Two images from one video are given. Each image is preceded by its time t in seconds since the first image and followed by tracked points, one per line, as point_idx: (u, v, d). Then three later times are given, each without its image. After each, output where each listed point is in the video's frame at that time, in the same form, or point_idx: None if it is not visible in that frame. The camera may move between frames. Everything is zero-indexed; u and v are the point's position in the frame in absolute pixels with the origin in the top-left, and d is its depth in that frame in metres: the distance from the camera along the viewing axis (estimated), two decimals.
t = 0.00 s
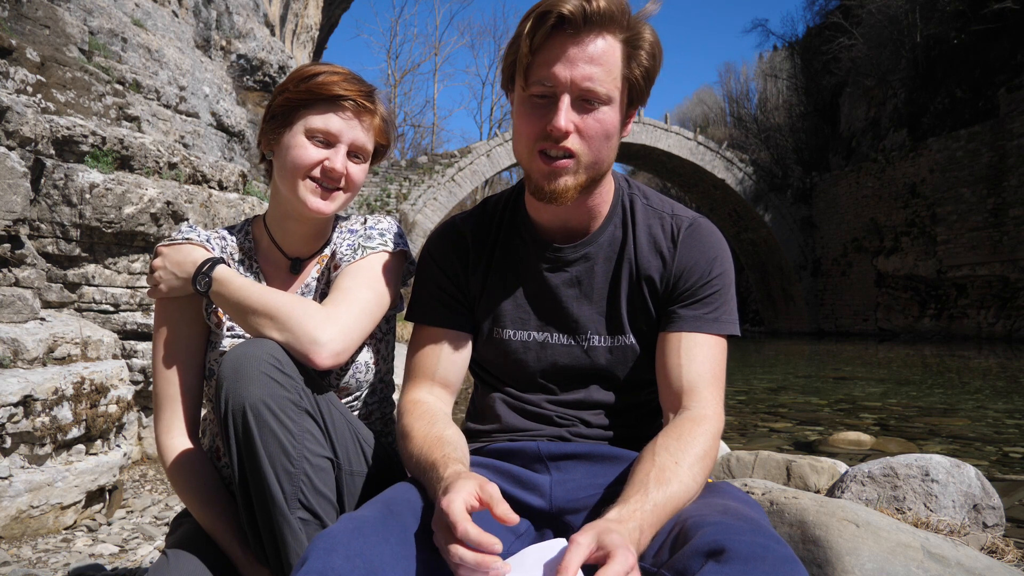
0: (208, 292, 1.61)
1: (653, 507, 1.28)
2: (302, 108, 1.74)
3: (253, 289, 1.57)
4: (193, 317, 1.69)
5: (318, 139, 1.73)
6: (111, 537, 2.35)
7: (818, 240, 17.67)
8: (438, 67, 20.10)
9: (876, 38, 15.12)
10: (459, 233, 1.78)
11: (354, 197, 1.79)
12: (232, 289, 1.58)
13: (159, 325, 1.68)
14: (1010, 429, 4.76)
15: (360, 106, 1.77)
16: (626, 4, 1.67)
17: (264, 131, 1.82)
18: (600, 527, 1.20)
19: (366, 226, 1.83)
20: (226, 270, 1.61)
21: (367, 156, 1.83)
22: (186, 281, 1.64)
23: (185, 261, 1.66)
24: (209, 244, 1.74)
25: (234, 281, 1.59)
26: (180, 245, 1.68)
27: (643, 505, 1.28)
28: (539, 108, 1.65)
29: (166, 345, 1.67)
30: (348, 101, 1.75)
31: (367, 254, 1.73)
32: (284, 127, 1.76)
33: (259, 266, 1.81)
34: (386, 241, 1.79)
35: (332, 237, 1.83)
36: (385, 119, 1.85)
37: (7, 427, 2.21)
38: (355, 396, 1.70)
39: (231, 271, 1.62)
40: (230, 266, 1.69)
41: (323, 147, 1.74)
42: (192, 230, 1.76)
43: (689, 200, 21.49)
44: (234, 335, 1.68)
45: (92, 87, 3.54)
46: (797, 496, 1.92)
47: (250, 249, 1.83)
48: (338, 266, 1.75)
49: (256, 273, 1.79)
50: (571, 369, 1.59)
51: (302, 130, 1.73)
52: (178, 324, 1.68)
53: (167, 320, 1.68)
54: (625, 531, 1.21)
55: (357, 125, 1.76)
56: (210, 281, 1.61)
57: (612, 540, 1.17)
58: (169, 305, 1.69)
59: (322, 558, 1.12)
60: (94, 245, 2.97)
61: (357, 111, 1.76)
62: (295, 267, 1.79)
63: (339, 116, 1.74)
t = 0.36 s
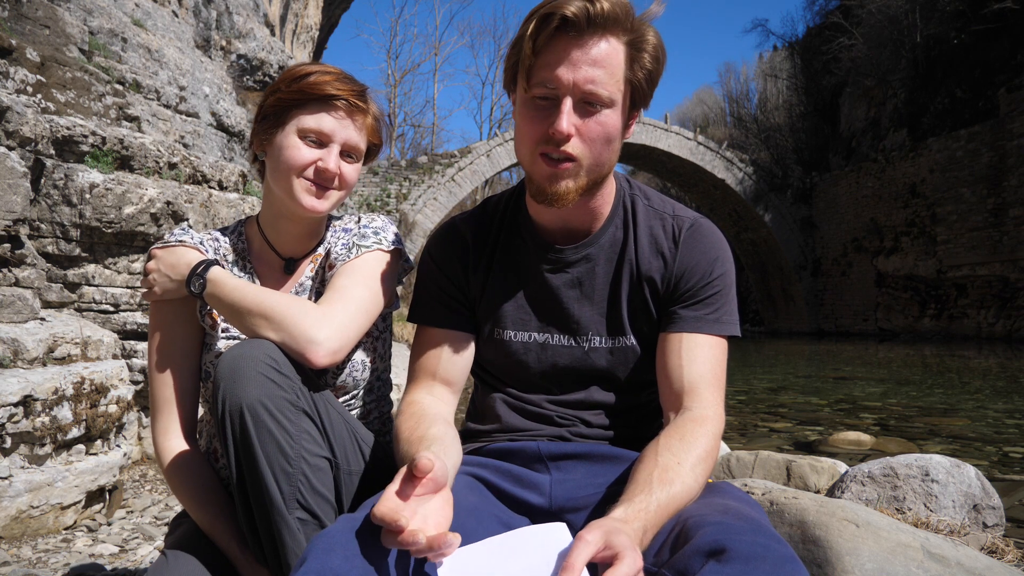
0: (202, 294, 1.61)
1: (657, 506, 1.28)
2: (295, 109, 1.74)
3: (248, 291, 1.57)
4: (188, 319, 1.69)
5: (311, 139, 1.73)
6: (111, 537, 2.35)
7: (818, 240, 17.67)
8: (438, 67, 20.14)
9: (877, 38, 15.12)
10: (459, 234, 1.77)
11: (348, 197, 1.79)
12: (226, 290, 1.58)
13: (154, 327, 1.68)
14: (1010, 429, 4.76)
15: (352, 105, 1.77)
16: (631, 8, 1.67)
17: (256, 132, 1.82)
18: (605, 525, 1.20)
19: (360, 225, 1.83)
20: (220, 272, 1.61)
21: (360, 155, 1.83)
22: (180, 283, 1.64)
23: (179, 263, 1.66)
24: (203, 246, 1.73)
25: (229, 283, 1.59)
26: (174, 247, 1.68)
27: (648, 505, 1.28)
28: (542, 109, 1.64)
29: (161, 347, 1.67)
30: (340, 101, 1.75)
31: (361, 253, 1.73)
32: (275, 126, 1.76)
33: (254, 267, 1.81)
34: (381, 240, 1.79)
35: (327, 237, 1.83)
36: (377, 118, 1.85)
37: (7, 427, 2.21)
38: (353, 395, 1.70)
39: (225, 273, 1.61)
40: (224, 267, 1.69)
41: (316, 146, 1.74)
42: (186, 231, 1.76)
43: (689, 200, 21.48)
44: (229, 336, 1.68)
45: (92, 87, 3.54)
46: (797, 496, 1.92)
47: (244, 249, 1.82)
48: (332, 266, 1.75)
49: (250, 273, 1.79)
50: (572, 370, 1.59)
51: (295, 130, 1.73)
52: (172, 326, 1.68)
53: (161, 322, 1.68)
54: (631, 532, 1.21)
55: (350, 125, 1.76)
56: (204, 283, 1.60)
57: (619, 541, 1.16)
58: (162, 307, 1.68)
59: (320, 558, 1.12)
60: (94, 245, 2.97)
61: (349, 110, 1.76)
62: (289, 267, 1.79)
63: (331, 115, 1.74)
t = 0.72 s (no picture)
0: (206, 292, 1.61)
1: (661, 507, 1.28)
2: (287, 111, 1.71)
3: (254, 291, 1.57)
4: (192, 318, 1.69)
5: (319, 142, 1.73)
6: (111, 537, 2.35)
7: (818, 240, 17.67)
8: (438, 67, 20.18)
9: (877, 38, 15.12)
10: (460, 233, 1.77)
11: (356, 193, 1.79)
12: (231, 290, 1.58)
13: (158, 326, 1.68)
14: (1010, 429, 4.76)
15: (343, 99, 1.75)
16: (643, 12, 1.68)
17: (250, 143, 1.78)
18: (606, 518, 1.20)
19: (366, 226, 1.83)
20: (224, 271, 1.61)
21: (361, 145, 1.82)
22: (184, 282, 1.64)
23: (182, 262, 1.65)
24: (207, 245, 1.73)
25: (234, 282, 1.59)
26: (178, 245, 1.68)
27: (652, 504, 1.28)
28: (553, 108, 1.64)
29: (164, 346, 1.67)
30: (333, 97, 1.73)
31: (368, 253, 1.73)
32: (277, 137, 1.74)
33: (258, 267, 1.80)
34: (388, 241, 1.79)
35: (331, 236, 1.83)
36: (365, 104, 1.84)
37: (7, 427, 2.21)
38: (355, 395, 1.70)
39: (230, 272, 1.61)
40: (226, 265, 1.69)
41: (320, 144, 1.73)
42: (189, 230, 1.76)
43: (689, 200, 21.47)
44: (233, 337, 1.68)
45: (92, 87, 3.54)
46: (797, 496, 1.92)
47: (248, 250, 1.82)
48: (338, 266, 1.76)
49: (254, 273, 1.79)
50: (572, 369, 1.59)
51: (295, 132, 1.72)
52: (174, 326, 1.68)
53: (162, 320, 1.68)
54: (634, 530, 1.21)
55: (349, 117, 1.76)
56: (208, 281, 1.60)
57: (622, 538, 1.16)
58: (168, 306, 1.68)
59: (320, 558, 1.12)
60: (94, 245, 2.97)
61: (343, 104, 1.75)
62: (297, 267, 1.79)
63: (328, 112, 1.73)
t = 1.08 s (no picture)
0: (214, 291, 1.61)
1: (661, 506, 1.28)
2: (280, 123, 1.68)
3: (262, 290, 1.58)
4: (198, 318, 1.68)
5: (318, 153, 1.71)
6: (112, 537, 2.35)
7: (818, 239, 17.67)
8: (438, 67, 20.21)
9: (877, 37, 15.12)
10: (461, 233, 1.77)
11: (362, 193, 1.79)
12: (237, 289, 1.58)
13: (164, 325, 1.68)
14: (1010, 429, 4.76)
15: (334, 103, 1.73)
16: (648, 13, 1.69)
17: (248, 160, 1.77)
18: (600, 515, 1.20)
19: (376, 226, 1.82)
20: (230, 268, 1.61)
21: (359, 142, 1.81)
22: (192, 281, 1.64)
23: (187, 258, 1.66)
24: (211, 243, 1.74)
25: (241, 281, 1.59)
26: (181, 242, 1.68)
27: (652, 504, 1.28)
28: (559, 104, 1.63)
29: (170, 345, 1.66)
30: (325, 104, 1.70)
31: (378, 254, 1.73)
32: (275, 150, 1.72)
33: (265, 268, 1.81)
34: (398, 242, 1.79)
35: (339, 237, 1.83)
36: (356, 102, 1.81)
37: (7, 427, 2.21)
38: (362, 396, 1.70)
39: (236, 269, 1.62)
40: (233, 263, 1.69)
41: (319, 151, 1.71)
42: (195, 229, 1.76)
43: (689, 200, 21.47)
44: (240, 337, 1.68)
45: (92, 87, 3.54)
46: (797, 496, 1.92)
47: (254, 251, 1.83)
48: (347, 266, 1.76)
49: (262, 274, 1.80)
50: (573, 369, 1.59)
51: (293, 141, 1.70)
52: (179, 326, 1.67)
53: (168, 320, 1.67)
54: (632, 530, 1.21)
55: (343, 120, 1.74)
56: (214, 279, 1.61)
57: (617, 536, 1.16)
58: (174, 304, 1.68)
59: (320, 558, 1.12)
60: (94, 245, 2.97)
61: (335, 108, 1.73)
62: (308, 269, 1.79)
63: (323, 119, 1.71)
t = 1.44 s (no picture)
0: (215, 289, 1.62)
1: (661, 505, 1.28)
2: (283, 129, 1.68)
3: (262, 288, 1.58)
4: (198, 318, 1.68)
5: (319, 159, 1.71)
6: (111, 537, 2.35)
7: (818, 239, 17.67)
8: (438, 67, 20.26)
9: (877, 38, 15.13)
10: (460, 233, 1.77)
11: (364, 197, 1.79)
12: (237, 288, 1.58)
13: (165, 325, 1.68)
14: (1010, 429, 4.76)
15: (338, 108, 1.72)
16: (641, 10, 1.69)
17: (251, 161, 1.77)
18: (599, 512, 1.20)
19: (377, 226, 1.83)
20: (231, 267, 1.61)
21: (362, 147, 1.81)
22: (194, 280, 1.64)
23: (187, 257, 1.66)
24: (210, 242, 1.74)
25: (241, 279, 1.59)
26: (180, 241, 1.68)
27: (652, 503, 1.27)
28: (554, 103, 1.64)
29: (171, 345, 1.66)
30: (327, 109, 1.70)
31: (378, 254, 1.73)
32: (276, 154, 1.73)
33: (267, 268, 1.81)
34: (397, 242, 1.78)
35: (340, 238, 1.83)
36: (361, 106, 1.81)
37: (7, 427, 2.21)
38: (362, 397, 1.70)
39: (236, 267, 1.62)
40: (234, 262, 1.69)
41: (320, 157, 1.71)
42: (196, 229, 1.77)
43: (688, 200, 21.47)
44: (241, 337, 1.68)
45: (92, 87, 3.54)
46: (797, 496, 1.92)
47: (256, 251, 1.83)
48: (348, 266, 1.76)
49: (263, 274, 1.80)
50: (572, 369, 1.59)
51: (295, 146, 1.70)
52: (179, 327, 1.67)
53: (168, 320, 1.67)
54: (632, 528, 1.20)
55: (345, 126, 1.74)
56: (215, 278, 1.61)
57: (615, 532, 1.17)
58: (175, 304, 1.68)
59: (319, 556, 1.12)
60: (94, 245, 2.97)
61: (338, 113, 1.72)
62: (309, 271, 1.79)
63: (325, 125, 1.71)
